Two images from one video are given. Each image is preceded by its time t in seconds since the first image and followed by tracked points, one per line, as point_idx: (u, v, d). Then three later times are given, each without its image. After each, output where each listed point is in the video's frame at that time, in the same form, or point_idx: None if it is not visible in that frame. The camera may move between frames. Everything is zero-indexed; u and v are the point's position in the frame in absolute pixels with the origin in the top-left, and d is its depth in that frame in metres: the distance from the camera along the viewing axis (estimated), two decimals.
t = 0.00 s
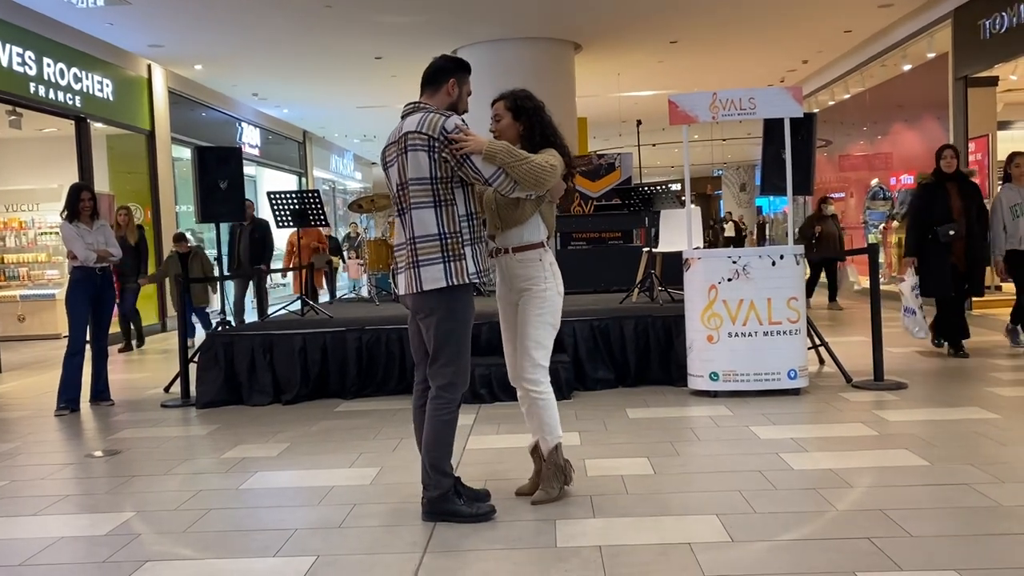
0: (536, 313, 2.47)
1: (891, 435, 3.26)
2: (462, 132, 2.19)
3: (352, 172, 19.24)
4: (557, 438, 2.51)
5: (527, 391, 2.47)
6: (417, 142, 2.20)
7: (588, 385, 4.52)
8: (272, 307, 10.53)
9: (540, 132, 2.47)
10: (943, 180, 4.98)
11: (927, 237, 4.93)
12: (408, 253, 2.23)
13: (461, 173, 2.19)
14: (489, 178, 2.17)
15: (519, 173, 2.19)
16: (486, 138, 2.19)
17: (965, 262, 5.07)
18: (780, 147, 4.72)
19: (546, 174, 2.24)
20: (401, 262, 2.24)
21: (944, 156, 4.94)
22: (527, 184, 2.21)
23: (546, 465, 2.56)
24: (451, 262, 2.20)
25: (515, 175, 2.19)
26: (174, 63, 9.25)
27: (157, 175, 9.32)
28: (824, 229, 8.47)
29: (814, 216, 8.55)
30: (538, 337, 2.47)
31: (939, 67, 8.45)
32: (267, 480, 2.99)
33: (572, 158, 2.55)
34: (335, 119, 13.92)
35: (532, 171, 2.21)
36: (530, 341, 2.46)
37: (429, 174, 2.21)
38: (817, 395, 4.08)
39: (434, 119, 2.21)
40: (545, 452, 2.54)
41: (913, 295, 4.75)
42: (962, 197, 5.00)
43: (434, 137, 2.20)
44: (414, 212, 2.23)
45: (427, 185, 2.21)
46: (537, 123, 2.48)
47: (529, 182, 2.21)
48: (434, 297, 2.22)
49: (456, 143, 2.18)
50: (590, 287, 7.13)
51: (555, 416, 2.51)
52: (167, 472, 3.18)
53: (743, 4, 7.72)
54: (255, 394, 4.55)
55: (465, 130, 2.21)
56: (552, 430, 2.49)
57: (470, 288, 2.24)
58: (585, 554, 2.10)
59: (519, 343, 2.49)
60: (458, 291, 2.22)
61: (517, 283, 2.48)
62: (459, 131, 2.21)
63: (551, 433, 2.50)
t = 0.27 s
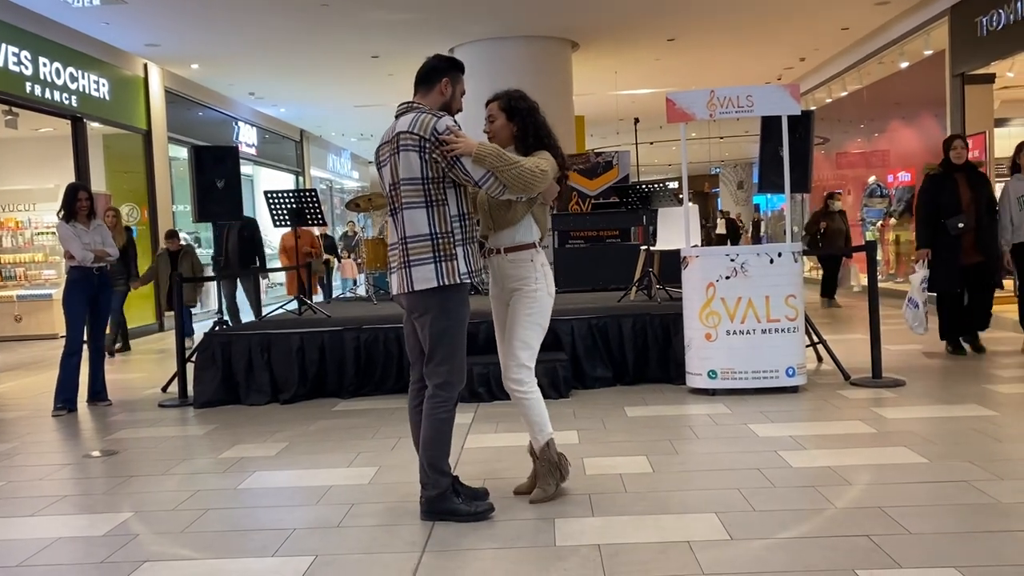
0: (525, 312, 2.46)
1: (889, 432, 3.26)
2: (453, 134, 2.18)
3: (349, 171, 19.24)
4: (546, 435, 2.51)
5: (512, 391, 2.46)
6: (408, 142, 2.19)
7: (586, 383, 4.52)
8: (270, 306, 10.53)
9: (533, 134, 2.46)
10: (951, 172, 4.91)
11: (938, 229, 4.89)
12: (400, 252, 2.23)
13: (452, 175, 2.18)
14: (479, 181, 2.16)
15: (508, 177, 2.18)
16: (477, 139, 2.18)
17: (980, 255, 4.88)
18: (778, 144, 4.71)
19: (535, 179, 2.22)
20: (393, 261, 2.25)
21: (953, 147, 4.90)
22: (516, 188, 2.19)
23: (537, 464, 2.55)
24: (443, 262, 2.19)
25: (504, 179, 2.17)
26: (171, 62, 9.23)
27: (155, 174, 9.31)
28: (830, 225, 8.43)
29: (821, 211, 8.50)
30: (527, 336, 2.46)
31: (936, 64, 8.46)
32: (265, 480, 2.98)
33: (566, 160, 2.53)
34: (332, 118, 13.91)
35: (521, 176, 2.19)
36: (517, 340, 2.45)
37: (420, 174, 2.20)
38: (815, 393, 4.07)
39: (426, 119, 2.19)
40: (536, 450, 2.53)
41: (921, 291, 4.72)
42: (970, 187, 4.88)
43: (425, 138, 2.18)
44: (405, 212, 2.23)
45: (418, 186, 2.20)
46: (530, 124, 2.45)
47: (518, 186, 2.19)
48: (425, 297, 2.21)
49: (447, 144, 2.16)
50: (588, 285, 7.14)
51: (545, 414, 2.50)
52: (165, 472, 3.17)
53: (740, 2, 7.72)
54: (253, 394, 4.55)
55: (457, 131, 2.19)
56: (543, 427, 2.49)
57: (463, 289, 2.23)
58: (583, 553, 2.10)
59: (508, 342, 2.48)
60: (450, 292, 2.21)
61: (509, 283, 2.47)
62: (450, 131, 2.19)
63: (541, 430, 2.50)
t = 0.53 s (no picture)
0: (523, 311, 2.46)
1: (889, 430, 3.26)
2: (446, 135, 2.18)
3: (347, 171, 19.23)
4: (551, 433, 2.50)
5: (517, 388, 2.47)
6: (402, 144, 2.19)
7: (586, 383, 4.52)
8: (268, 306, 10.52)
9: (528, 132, 2.46)
10: (967, 173, 4.78)
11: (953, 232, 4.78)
12: (395, 253, 2.23)
13: (446, 175, 2.18)
14: (473, 181, 2.15)
15: (502, 176, 2.17)
16: (471, 140, 2.17)
17: (996, 258, 4.68)
18: (776, 143, 4.71)
19: (530, 177, 2.22)
20: (388, 263, 2.25)
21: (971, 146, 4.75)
22: (511, 187, 2.19)
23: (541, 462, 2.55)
24: (438, 263, 2.19)
25: (499, 178, 2.17)
26: (168, 63, 9.22)
27: (153, 175, 9.30)
28: (839, 226, 8.37)
29: (827, 211, 8.45)
30: (526, 334, 2.46)
31: (933, 62, 8.46)
32: (265, 480, 2.98)
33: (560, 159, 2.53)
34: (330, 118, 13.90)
35: (516, 174, 2.19)
36: (517, 339, 2.45)
37: (414, 176, 2.20)
38: (814, 391, 4.07)
39: (419, 121, 2.19)
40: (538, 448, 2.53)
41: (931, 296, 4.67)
42: (987, 188, 4.72)
43: (419, 139, 2.18)
44: (400, 213, 2.23)
45: (412, 187, 2.20)
46: (524, 122, 2.45)
47: (513, 184, 2.19)
48: (422, 298, 2.21)
49: (441, 144, 2.16)
50: (586, 284, 7.14)
51: (547, 412, 2.49)
52: (164, 472, 3.17)
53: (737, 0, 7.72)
54: (252, 394, 4.54)
55: (450, 132, 2.19)
56: (545, 426, 2.49)
57: (458, 289, 2.23)
58: (583, 553, 2.10)
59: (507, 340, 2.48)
60: (446, 292, 2.21)
61: (505, 282, 2.48)
62: (443, 132, 2.19)
63: (544, 429, 2.49)
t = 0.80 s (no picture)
0: (522, 310, 2.45)
1: (889, 429, 3.26)
2: (441, 136, 2.18)
3: (346, 172, 19.24)
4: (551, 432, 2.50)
5: (518, 387, 2.46)
6: (397, 145, 2.20)
7: (585, 382, 4.52)
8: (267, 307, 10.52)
9: (524, 132, 2.46)
10: (984, 163, 4.52)
11: (969, 223, 4.51)
12: (391, 255, 2.24)
13: (441, 177, 2.19)
14: (469, 181, 2.15)
15: (498, 176, 2.18)
16: (466, 141, 2.18)
17: (1016, 253, 4.40)
18: (775, 143, 4.72)
19: (525, 177, 2.22)
20: (385, 264, 2.25)
21: (992, 135, 4.48)
22: (506, 187, 2.20)
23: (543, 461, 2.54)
24: (434, 264, 2.19)
25: (495, 179, 2.17)
26: (167, 63, 9.22)
27: (152, 176, 9.30)
28: (849, 223, 8.23)
29: (836, 210, 8.30)
30: (526, 333, 2.45)
31: (931, 61, 8.47)
32: (265, 481, 2.98)
33: (558, 158, 2.53)
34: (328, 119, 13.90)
35: (511, 174, 2.19)
36: (517, 338, 2.45)
37: (409, 177, 2.20)
38: (813, 390, 4.08)
39: (414, 122, 2.19)
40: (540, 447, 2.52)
41: (948, 286, 4.41)
42: (1007, 179, 4.45)
43: (413, 141, 2.18)
44: (395, 215, 2.23)
45: (407, 189, 2.20)
46: (521, 121, 2.45)
47: (509, 185, 2.20)
48: (418, 299, 2.22)
49: (436, 146, 2.16)
50: (585, 284, 7.14)
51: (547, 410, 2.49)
52: (165, 474, 3.17)
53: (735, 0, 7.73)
54: (252, 395, 4.55)
55: (445, 134, 2.19)
56: (546, 426, 2.48)
57: (455, 289, 2.24)
58: (584, 553, 2.10)
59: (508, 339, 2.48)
60: (442, 293, 2.21)
61: (504, 282, 2.48)
62: (438, 134, 2.19)
63: (544, 427, 2.48)
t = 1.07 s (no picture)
0: (517, 313, 2.46)
1: (888, 429, 3.26)
2: (432, 144, 2.18)
3: (345, 173, 19.23)
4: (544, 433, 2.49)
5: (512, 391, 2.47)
6: (387, 153, 2.20)
7: (585, 383, 4.53)
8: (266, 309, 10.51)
9: (518, 136, 2.47)
10: (1001, 164, 4.20)
11: (982, 228, 4.25)
12: (379, 261, 2.24)
13: (432, 184, 2.19)
14: (460, 189, 2.17)
15: (489, 184, 2.20)
16: (456, 149, 2.19)
17: None
18: (774, 143, 4.72)
19: (516, 183, 2.25)
20: (374, 271, 2.25)
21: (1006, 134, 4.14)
22: (498, 193, 2.22)
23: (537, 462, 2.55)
24: (423, 270, 2.20)
25: (486, 186, 2.20)
26: (165, 66, 9.22)
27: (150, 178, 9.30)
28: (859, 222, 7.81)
29: (845, 209, 7.86)
30: (519, 336, 2.46)
31: (929, 61, 8.48)
32: (265, 483, 2.99)
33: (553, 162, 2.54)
34: (327, 120, 13.90)
35: (503, 181, 2.22)
36: (511, 340, 2.45)
37: (399, 184, 2.20)
38: (813, 390, 4.08)
39: (404, 130, 2.20)
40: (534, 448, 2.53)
41: (965, 296, 4.19)
42: None
43: (404, 148, 2.19)
44: (384, 221, 2.22)
45: (397, 196, 2.21)
46: (515, 124, 2.46)
47: (500, 192, 2.22)
48: (409, 306, 2.22)
49: (426, 154, 2.17)
50: (585, 284, 7.13)
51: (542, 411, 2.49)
52: (165, 476, 3.17)
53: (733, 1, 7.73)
54: (251, 397, 4.55)
55: (436, 142, 2.20)
56: (541, 429, 2.48)
57: (443, 296, 2.24)
58: (584, 553, 2.10)
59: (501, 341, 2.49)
60: (432, 300, 2.22)
61: (500, 284, 2.49)
62: (429, 142, 2.20)
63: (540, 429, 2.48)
